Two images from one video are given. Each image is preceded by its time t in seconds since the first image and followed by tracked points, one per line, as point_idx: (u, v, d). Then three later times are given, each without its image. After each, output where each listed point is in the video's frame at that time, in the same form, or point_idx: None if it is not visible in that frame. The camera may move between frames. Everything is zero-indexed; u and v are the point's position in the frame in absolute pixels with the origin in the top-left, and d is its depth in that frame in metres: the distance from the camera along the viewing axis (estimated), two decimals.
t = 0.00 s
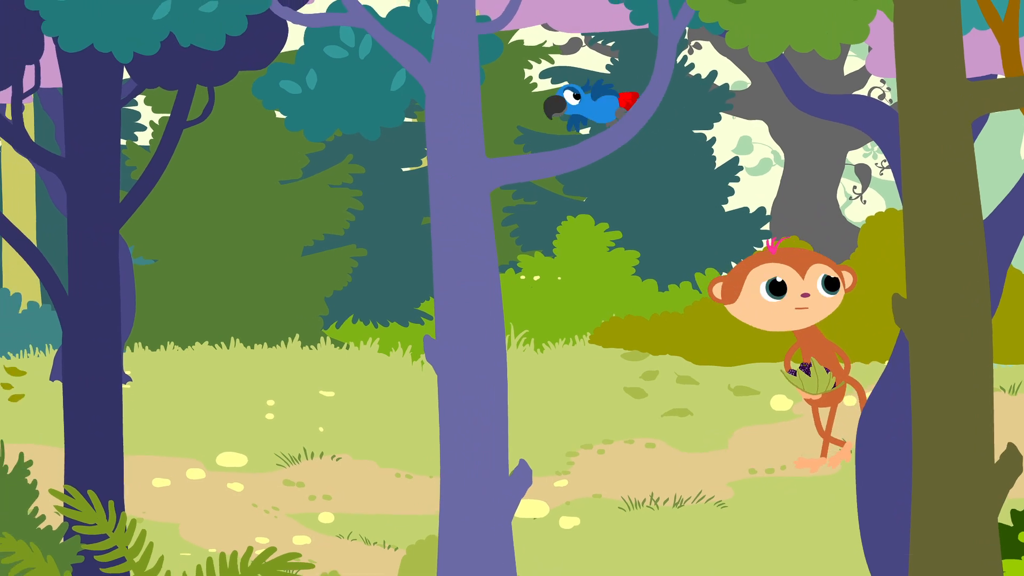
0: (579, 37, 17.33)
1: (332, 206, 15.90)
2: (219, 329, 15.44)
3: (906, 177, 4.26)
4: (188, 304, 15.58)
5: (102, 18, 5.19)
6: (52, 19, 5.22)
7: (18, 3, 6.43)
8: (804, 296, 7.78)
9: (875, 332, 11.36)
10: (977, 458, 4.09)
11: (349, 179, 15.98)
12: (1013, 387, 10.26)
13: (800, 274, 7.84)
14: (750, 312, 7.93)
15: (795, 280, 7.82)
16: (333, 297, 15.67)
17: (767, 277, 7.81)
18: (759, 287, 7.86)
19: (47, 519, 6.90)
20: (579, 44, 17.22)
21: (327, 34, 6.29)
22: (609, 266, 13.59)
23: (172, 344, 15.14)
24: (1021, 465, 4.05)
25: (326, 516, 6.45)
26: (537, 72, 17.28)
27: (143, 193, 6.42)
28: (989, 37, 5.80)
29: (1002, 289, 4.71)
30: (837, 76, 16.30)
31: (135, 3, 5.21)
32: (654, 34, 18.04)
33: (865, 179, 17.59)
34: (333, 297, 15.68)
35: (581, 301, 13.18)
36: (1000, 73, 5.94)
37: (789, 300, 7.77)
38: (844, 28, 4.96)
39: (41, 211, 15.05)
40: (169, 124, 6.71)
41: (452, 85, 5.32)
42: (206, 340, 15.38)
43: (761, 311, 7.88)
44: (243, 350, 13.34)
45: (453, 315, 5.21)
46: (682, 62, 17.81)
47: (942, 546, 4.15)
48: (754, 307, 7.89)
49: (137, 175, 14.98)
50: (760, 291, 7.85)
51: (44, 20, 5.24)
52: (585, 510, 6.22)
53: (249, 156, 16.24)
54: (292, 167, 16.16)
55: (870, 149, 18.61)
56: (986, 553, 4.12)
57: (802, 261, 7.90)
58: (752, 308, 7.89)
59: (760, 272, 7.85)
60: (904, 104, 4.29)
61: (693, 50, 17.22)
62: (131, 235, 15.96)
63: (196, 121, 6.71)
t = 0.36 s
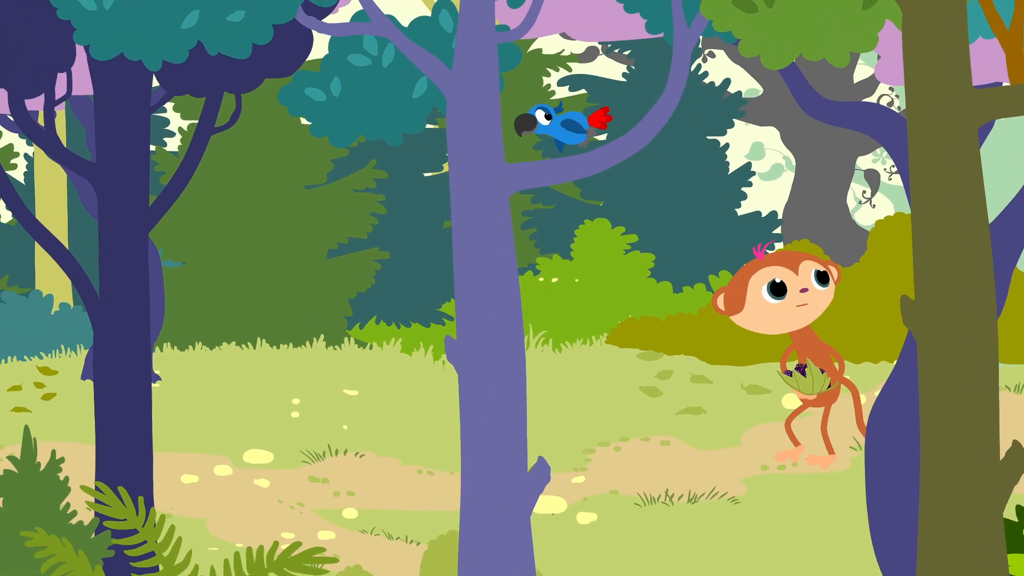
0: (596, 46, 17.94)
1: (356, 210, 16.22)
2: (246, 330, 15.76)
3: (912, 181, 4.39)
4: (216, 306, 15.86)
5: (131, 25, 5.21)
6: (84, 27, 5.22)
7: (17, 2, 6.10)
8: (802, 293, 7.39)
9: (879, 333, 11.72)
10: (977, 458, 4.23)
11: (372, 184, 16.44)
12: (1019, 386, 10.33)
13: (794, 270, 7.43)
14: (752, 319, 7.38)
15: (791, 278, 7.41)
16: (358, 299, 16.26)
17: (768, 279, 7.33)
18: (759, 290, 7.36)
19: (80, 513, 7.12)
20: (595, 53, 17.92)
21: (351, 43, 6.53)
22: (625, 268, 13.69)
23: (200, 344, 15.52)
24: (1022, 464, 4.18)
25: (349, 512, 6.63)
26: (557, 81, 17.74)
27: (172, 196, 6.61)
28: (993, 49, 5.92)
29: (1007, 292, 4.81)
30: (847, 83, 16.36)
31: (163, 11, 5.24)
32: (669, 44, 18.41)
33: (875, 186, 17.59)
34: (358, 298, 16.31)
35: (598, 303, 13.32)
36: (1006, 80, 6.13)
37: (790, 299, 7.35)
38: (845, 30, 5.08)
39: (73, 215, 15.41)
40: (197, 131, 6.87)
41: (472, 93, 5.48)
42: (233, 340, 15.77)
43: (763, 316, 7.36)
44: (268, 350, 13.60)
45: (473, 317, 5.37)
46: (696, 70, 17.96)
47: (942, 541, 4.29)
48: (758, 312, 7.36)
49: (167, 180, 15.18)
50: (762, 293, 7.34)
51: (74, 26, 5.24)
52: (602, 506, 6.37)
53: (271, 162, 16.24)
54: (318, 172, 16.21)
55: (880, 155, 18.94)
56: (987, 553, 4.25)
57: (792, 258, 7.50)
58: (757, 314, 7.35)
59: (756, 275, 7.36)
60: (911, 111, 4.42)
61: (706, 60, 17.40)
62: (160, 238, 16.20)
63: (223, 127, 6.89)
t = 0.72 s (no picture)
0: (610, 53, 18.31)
1: (376, 214, 16.38)
2: (267, 330, 16.02)
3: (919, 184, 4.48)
4: (238, 305, 16.12)
5: (155, 31, 5.33)
6: (110, 34, 5.35)
7: (17, 2, 5.87)
8: (792, 295, 7.77)
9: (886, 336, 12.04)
10: (978, 457, 4.33)
11: (391, 187, 16.55)
12: None
13: (784, 273, 7.84)
14: (745, 323, 7.76)
15: (781, 281, 7.81)
16: (376, 300, 16.59)
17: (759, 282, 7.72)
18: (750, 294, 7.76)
19: (105, 510, 7.30)
20: (609, 60, 18.25)
21: (370, 50, 6.71)
22: (639, 271, 13.76)
23: (222, 344, 15.77)
24: None
25: (369, 508, 6.80)
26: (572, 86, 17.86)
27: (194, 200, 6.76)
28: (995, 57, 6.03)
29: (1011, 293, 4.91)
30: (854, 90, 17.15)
31: (188, 19, 5.34)
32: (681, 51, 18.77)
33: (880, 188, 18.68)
34: (377, 300, 16.66)
35: (613, 305, 13.45)
36: (1010, 87, 6.22)
37: (782, 301, 7.73)
38: (845, 29, 5.17)
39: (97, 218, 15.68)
40: (219, 136, 7.01)
41: (488, 98, 5.61)
42: (254, 341, 16.02)
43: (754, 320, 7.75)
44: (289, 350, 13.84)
45: (489, 317, 5.50)
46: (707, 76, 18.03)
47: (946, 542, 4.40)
48: (749, 316, 7.75)
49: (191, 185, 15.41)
50: (753, 297, 7.73)
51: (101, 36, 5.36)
52: (615, 502, 6.50)
53: (291, 168, 16.42)
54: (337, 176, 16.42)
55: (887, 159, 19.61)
56: (987, 553, 4.37)
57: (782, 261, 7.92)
58: (747, 318, 7.74)
59: (747, 280, 7.78)
60: (917, 115, 4.51)
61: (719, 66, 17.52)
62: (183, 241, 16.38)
63: (245, 133, 7.02)
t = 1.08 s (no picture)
0: (626, 62, 18.22)
1: (398, 217, 16.92)
2: (295, 331, 16.26)
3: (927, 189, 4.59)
4: (267, 307, 16.29)
5: (185, 38, 5.42)
6: (142, 43, 5.45)
7: (19, 2, 5.71)
8: (786, 295, 8.46)
9: (887, 336, 12.86)
10: (978, 457, 4.33)
11: (413, 193, 17.00)
12: None
13: (780, 275, 8.53)
14: (741, 321, 8.47)
15: (777, 283, 8.50)
16: (399, 301, 16.82)
17: (757, 283, 8.43)
18: (747, 293, 8.46)
19: (137, 505, 7.54)
20: (625, 68, 18.15)
21: (394, 60, 7.00)
22: (652, 273, 13.86)
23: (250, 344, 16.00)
24: None
25: (392, 503, 7.02)
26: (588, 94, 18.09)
27: (223, 204, 6.95)
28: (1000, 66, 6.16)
29: (1014, 296, 5.06)
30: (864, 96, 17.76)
31: (217, 27, 5.43)
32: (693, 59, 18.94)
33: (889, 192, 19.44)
34: (400, 300, 16.86)
35: (628, 306, 13.60)
36: (1014, 95, 6.31)
37: (777, 300, 8.42)
38: (845, 29, 5.34)
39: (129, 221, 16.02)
40: (247, 143, 7.20)
41: (507, 106, 5.79)
42: (281, 342, 16.24)
43: (751, 317, 8.42)
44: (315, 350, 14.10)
45: (507, 318, 5.67)
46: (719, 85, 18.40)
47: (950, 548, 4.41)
48: (746, 314, 8.46)
49: (219, 188, 15.66)
50: (749, 297, 8.44)
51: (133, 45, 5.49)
52: (631, 497, 6.69)
53: (318, 172, 16.99)
54: (361, 181, 17.04)
55: (892, 164, 20.50)
56: (987, 552, 4.37)
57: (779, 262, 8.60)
58: (744, 316, 8.45)
59: (745, 279, 8.50)
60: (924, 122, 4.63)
61: (732, 71, 17.76)
62: (213, 243, 16.68)
63: (272, 139, 7.17)
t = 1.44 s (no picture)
0: (637, 70, 19.05)
1: (416, 220, 17.01)
2: (315, 331, 16.67)
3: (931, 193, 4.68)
4: (289, 307, 16.76)
5: (208, 46, 5.53)
6: (166, 50, 5.56)
7: (19, 4, 5.87)
8: (784, 302, 8.59)
9: (890, 336, 12.97)
10: (978, 458, 4.23)
11: (431, 197, 17.23)
12: None
13: (779, 282, 8.66)
14: (738, 324, 8.58)
15: (776, 289, 8.63)
16: (417, 302, 16.85)
17: (756, 288, 8.53)
18: (746, 297, 8.56)
19: (162, 501, 7.75)
20: (637, 76, 18.95)
21: (412, 67, 7.19)
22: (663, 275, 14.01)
23: (272, 344, 16.40)
24: None
25: (410, 499, 7.19)
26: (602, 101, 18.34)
27: (244, 209, 7.10)
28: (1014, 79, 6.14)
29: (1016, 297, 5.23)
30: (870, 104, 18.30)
31: (239, 36, 5.53)
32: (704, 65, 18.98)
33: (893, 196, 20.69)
34: (418, 301, 16.86)
35: (640, 307, 13.73)
36: (1016, 101, 6.38)
37: (774, 306, 8.55)
38: (844, 28, 5.52)
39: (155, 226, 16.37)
40: (268, 150, 7.35)
41: (522, 111, 5.94)
42: (302, 341, 16.65)
43: (749, 320, 8.54)
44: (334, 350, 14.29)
45: (522, 318, 5.82)
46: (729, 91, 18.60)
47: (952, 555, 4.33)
48: (744, 317, 8.53)
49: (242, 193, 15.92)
50: (749, 301, 8.53)
51: (157, 52, 5.59)
52: (643, 494, 6.84)
53: (337, 177, 17.41)
54: (380, 186, 17.37)
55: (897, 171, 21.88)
56: (987, 553, 4.26)
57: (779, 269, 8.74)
58: (742, 319, 8.53)
59: (745, 284, 8.60)
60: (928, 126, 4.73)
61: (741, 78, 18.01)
62: (236, 247, 17.06)
63: (293, 145, 7.30)
